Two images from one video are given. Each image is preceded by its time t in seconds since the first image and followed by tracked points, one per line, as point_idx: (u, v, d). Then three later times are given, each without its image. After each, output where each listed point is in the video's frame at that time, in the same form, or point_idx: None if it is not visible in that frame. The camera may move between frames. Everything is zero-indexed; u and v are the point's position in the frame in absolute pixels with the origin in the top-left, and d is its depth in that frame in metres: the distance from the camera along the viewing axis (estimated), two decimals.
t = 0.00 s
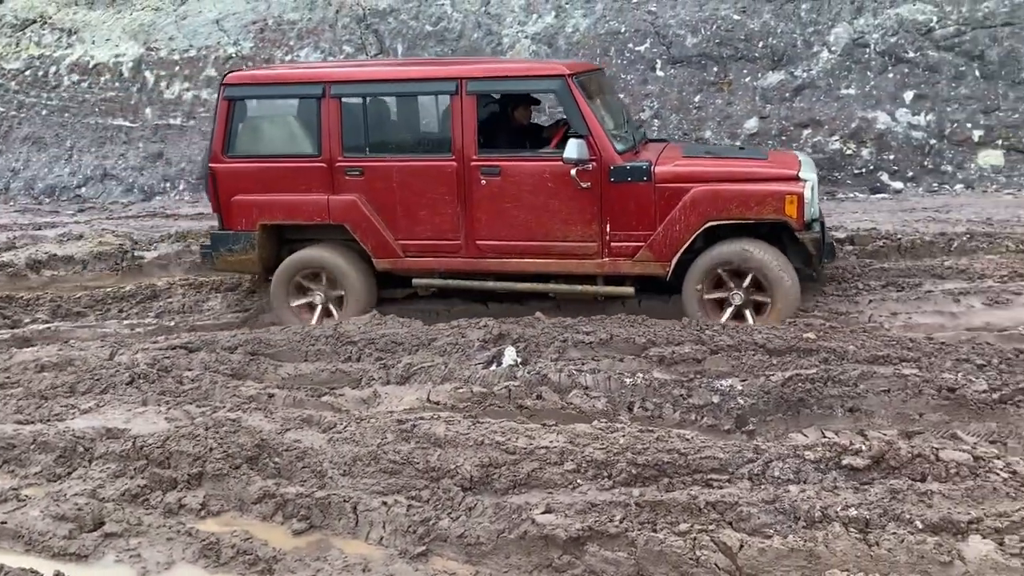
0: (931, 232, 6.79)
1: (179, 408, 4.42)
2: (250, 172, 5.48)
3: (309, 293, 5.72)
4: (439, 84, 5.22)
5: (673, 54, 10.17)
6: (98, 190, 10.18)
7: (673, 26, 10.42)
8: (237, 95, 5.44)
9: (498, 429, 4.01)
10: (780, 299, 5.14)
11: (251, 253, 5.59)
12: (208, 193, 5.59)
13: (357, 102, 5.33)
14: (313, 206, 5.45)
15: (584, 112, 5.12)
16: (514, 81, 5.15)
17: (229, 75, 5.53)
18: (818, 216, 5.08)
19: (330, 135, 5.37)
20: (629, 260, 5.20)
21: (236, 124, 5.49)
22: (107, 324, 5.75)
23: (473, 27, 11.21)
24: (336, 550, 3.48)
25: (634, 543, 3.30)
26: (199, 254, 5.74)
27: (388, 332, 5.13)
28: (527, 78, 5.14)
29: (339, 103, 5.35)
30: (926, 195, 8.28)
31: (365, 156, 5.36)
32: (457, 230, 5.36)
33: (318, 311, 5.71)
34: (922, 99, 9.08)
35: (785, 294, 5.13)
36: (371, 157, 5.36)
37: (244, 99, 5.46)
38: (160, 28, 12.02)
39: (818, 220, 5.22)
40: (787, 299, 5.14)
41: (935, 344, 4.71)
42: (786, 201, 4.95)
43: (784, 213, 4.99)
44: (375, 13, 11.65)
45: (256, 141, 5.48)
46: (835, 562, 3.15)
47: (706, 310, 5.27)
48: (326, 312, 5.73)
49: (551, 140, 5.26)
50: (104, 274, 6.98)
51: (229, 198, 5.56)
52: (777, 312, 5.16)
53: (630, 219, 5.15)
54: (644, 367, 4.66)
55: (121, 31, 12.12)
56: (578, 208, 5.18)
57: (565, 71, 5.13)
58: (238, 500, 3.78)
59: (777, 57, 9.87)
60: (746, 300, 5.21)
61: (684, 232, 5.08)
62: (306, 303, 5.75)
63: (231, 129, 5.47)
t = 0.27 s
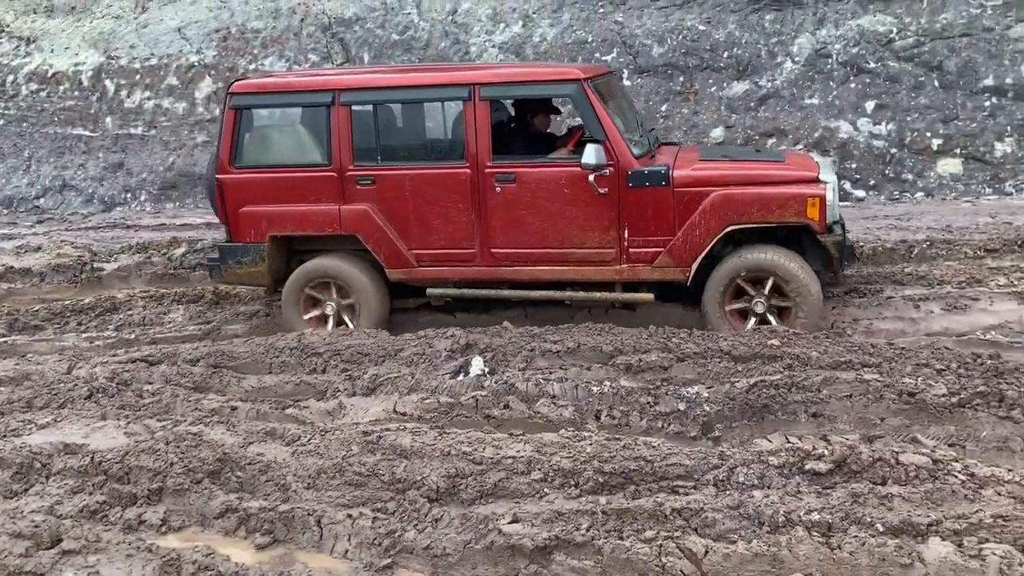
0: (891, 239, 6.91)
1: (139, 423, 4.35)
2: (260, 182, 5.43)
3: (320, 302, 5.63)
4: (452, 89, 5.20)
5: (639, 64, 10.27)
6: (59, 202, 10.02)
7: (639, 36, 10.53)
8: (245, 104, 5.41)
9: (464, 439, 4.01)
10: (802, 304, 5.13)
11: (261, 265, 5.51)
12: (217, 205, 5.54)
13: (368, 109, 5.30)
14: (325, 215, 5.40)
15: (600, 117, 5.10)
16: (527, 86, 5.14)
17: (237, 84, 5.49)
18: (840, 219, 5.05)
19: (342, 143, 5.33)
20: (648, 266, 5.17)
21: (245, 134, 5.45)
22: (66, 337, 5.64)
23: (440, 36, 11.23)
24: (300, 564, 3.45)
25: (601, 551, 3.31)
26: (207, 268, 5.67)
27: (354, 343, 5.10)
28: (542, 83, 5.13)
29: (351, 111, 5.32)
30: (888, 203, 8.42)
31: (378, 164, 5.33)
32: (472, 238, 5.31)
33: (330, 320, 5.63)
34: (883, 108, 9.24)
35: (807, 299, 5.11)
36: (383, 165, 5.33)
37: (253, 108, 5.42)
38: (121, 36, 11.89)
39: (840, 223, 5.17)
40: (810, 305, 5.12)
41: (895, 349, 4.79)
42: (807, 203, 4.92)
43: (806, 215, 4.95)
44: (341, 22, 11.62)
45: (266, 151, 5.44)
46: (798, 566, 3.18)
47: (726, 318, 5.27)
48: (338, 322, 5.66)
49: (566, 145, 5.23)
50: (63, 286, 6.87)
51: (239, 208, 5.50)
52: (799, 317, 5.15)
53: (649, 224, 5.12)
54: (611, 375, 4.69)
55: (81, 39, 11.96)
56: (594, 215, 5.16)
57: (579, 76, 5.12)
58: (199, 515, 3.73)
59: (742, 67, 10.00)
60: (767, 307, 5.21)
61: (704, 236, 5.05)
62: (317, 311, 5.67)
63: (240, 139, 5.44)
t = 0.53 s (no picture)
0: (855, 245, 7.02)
1: (100, 436, 4.28)
2: (260, 196, 5.30)
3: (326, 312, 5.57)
4: (456, 98, 5.04)
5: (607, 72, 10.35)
6: (20, 211, 9.86)
7: (607, 44, 10.62)
8: (242, 117, 5.24)
9: (433, 448, 4.01)
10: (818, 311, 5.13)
11: (265, 280, 5.42)
12: (217, 220, 5.41)
13: (369, 119, 5.14)
14: (329, 228, 5.28)
15: (610, 125, 4.95)
16: (533, 95, 4.99)
17: (233, 96, 5.32)
18: (852, 224, 5.02)
19: (344, 155, 5.18)
20: (661, 276, 5.11)
21: (244, 147, 5.30)
22: (26, 350, 5.54)
23: (408, 43, 11.22)
24: None
25: (569, 559, 3.31)
26: (209, 282, 5.56)
27: (321, 353, 5.07)
28: (549, 91, 4.98)
29: (353, 122, 5.15)
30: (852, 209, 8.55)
31: (382, 175, 5.19)
32: (481, 249, 5.22)
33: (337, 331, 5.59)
34: (846, 116, 9.39)
35: (823, 307, 5.11)
36: (387, 176, 5.19)
37: (250, 120, 5.26)
38: (83, 43, 11.75)
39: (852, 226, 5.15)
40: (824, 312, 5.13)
41: (859, 353, 4.86)
42: (822, 210, 4.86)
43: (821, 222, 4.90)
44: (307, 29, 11.57)
45: (265, 164, 5.30)
46: (765, 570, 3.20)
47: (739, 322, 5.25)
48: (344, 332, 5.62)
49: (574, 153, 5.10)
50: (22, 297, 6.76)
51: (240, 223, 5.37)
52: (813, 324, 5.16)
53: (661, 234, 5.04)
54: (580, 382, 4.70)
55: (41, 46, 11.80)
56: (605, 226, 5.07)
57: (588, 83, 4.96)
58: (163, 529, 3.67)
59: (709, 75, 10.11)
60: (782, 312, 5.18)
61: (718, 246, 4.98)
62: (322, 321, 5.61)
63: (239, 152, 5.28)
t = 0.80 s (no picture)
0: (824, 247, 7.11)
1: (65, 446, 4.21)
2: (259, 199, 5.25)
3: (324, 316, 5.53)
4: (457, 100, 5.02)
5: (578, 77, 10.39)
6: None
7: (579, 48, 10.68)
8: (241, 118, 5.19)
9: (404, 454, 4.00)
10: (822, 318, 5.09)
11: (263, 284, 5.37)
12: (215, 222, 5.37)
13: (370, 121, 5.11)
14: (329, 231, 5.25)
15: (613, 127, 4.95)
16: (535, 96, 4.97)
17: (230, 96, 5.27)
18: (857, 227, 5.03)
19: (344, 157, 5.16)
20: (664, 278, 5.12)
21: (242, 149, 5.25)
22: None
23: (379, 48, 11.21)
24: None
25: (542, 563, 3.31)
26: (206, 285, 5.51)
27: (291, 360, 5.04)
28: (551, 93, 4.96)
29: (353, 124, 5.12)
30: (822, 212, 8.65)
31: (383, 178, 5.17)
32: (483, 252, 5.21)
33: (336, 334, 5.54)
34: (815, 120, 9.51)
35: (828, 313, 5.07)
36: (388, 178, 5.17)
37: (248, 122, 5.21)
38: (47, 47, 11.63)
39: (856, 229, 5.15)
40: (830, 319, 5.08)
41: (828, 354, 4.92)
42: (827, 212, 4.87)
43: (826, 224, 4.90)
44: (277, 33, 11.50)
45: (264, 166, 5.26)
46: (736, 571, 3.23)
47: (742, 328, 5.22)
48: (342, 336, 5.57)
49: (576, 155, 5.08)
50: None
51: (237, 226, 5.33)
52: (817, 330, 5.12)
53: (664, 236, 5.05)
54: (552, 386, 4.71)
55: (5, 51, 11.67)
56: (608, 228, 5.07)
57: (592, 84, 4.95)
58: (129, 540, 3.62)
59: (680, 79, 10.20)
60: (786, 318, 5.15)
61: (722, 249, 4.98)
62: (321, 325, 5.57)
63: (237, 154, 5.24)
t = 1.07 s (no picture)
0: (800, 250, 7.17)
1: (35, 455, 4.15)
2: (259, 204, 5.25)
3: (324, 322, 5.49)
4: (457, 104, 4.99)
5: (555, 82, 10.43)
6: None
7: (556, 53, 10.72)
8: (240, 124, 5.18)
9: (381, 461, 3.99)
10: (823, 325, 5.05)
11: (263, 289, 5.37)
12: (214, 227, 5.36)
13: (369, 126, 5.10)
14: (329, 236, 5.23)
15: (613, 132, 4.93)
16: (535, 101, 4.94)
17: (230, 101, 5.27)
18: (859, 232, 4.97)
19: (343, 162, 5.14)
20: (665, 283, 5.08)
21: (242, 154, 5.25)
22: None
23: (356, 52, 11.18)
24: None
25: (519, 568, 3.31)
26: (206, 291, 5.50)
27: (267, 367, 5.01)
28: (551, 97, 4.92)
29: (353, 128, 5.11)
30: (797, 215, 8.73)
31: (382, 183, 5.15)
32: (482, 257, 5.18)
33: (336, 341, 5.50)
34: (790, 125, 9.60)
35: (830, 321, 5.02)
36: (388, 183, 5.15)
37: (248, 128, 5.20)
38: (18, 53, 11.64)
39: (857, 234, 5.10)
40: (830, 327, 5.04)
41: (803, 357, 4.96)
42: (829, 216, 4.80)
43: (828, 229, 4.83)
44: (252, 38, 11.44)
45: (263, 171, 5.25)
46: (713, 573, 3.24)
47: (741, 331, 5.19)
48: (342, 342, 5.53)
49: (577, 160, 5.10)
50: None
51: (238, 231, 5.33)
52: (817, 336, 5.08)
53: (664, 241, 5.01)
54: (530, 391, 4.71)
55: None
56: (609, 233, 5.03)
57: (592, 88, 4.91)
58: (101, 550, 3.57)
59: (656, 84, 10.27)
60: (787, 322, 5.12)
61: (723, 254, 4.94)
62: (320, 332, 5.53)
63: (237, 159, 5.23)
